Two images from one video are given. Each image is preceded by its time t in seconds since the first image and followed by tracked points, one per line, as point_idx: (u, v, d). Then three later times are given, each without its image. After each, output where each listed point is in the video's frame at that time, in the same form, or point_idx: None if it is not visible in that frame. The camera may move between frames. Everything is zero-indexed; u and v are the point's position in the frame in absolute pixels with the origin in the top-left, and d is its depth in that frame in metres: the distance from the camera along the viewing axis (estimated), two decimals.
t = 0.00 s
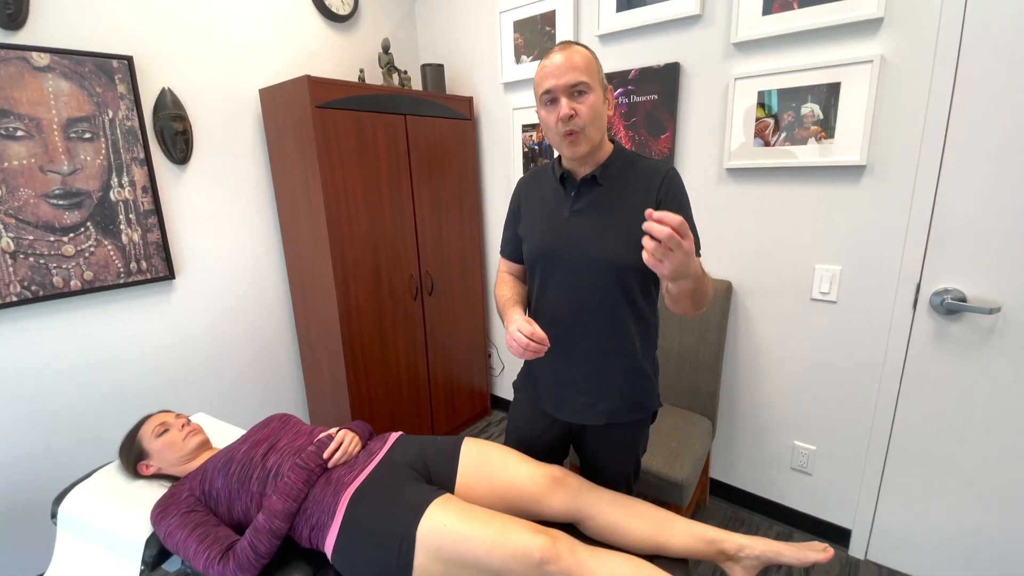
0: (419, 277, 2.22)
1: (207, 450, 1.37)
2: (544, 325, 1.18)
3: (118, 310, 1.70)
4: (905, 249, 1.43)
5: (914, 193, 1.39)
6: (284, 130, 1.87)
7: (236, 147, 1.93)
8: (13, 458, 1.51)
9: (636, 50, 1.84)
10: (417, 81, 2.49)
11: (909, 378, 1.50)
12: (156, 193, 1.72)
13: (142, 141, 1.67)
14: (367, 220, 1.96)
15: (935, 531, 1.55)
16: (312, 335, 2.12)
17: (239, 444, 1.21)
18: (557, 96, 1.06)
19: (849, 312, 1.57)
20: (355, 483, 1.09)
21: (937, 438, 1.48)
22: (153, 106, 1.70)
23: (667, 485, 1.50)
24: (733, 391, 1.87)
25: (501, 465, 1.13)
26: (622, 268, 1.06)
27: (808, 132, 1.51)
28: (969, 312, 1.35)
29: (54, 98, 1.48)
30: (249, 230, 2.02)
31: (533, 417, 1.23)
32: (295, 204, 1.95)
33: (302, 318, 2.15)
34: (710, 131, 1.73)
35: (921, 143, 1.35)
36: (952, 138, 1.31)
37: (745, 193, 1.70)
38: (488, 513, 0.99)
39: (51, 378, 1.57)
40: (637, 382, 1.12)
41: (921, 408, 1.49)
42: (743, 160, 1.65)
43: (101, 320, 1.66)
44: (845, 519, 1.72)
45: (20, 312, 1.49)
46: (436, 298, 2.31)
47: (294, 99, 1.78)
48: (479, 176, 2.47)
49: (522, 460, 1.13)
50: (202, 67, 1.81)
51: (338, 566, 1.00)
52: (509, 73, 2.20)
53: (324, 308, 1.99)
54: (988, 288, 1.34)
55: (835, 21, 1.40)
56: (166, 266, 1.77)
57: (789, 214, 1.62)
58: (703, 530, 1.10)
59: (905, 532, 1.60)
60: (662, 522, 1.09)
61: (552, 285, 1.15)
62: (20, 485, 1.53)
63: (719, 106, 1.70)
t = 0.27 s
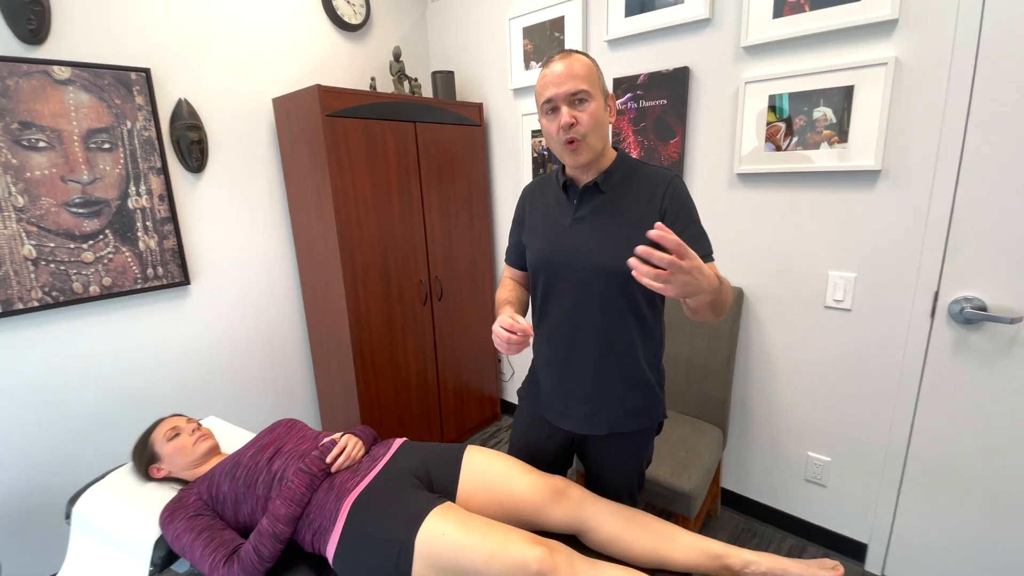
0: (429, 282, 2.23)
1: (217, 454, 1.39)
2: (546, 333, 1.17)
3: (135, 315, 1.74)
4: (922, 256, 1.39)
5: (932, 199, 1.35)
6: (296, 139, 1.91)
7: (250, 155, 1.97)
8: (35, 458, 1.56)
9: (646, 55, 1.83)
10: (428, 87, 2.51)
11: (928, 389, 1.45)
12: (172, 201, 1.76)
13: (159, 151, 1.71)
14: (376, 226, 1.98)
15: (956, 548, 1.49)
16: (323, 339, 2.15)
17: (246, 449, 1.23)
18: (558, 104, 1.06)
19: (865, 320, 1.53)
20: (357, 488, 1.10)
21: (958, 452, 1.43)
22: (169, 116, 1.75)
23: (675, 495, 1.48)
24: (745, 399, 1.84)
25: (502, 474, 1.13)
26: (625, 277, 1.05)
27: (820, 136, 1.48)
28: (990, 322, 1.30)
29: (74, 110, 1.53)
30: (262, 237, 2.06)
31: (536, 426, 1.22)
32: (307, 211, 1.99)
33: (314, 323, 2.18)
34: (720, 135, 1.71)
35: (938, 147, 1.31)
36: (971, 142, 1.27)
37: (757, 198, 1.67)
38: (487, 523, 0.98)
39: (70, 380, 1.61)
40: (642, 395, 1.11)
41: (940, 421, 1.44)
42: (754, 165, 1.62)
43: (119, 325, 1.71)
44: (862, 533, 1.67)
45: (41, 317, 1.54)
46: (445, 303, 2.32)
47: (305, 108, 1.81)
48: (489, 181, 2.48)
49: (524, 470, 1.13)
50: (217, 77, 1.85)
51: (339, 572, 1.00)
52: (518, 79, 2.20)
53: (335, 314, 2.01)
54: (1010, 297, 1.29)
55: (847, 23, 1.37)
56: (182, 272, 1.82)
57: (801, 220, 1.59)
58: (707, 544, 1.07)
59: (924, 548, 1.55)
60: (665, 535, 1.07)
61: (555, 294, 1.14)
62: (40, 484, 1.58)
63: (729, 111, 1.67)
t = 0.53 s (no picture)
0: (442, 285, 2.27)
1: (235, 448, 1.45)
2: (550, 336, 1.19)
3: (163, 313, 1.83)
4: (938, 262, 1.36)
5: (947, 204, 1.32)
6: (315, 145, 1.97)
7: (272, 161, 2.05)
8: (69, 447, 1.66)
9: (657, 60, 1.83)
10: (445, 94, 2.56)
11: (944, 399, 1.41)
12: (197, 205, 1.84)
13: (186, 158, 1.80)
14: (391, 230, 2.03)
15: (975, 563, 1.44)
16: (340, 339, 2.21)
17: (261, 443, 1.28)
18: (566, 113, 1.07)
19: (879, 327, 1.50)
20: (364, 483, 1.13)
21: (976, 464, 1.39)
22: (196, 124, 1.83)
23: (682, 502, 1.47)
24: (757, 406, 1.82)
25: (505, 473, 1.15)
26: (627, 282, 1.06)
27: (833, 140, 1.46)
28: (1008, 330, 1.27)
29: (107, 120, 1.62)
30: (283, 239, 2.13)
31: (540, 428, 1.24)
32: (325, 215, 2.05)
33: (331, 324, 2.25)
34: (732, 139, 1.70)
35: (955, 151, 1.28)
36: (988, 146, 1.24)
37: (769, 203, 1.65)
38: (487, 520, 1.01)
39: (102, 375, 1.71)
40: (644, 399, 1.11)
41: (957, 431, 1.40)
42: (766, 169, 1.61)
43: (147, 323, 1.80)
44: (876, 545, 1.63)
45: (75, 314, 1.64)
46: (459, 305, 2.36)
47: (324, 116, 1.88)
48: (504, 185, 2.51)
49: (526, 470, 1.15)
50: (242, 87, 1.93)
51: (344, 563, 1.04)
52: (532, 84, 2.23)
53: (351, 315, 2.07)
54: None
55: (859, 26, 1.35)
56: (206, 273, 1.90)
57: (814, 225, 1.57)
58: (706, 548, 1.08)
59: (941, 562, 1.50)
60: (664, 538, 1.08)
61: (558, 298, 1.16)
62: (73, 472, 1.68)
63: (740, 115, 1.66)
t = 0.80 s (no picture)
0: (454, 286, 2.31)
1: (251, 439, 1.52)
2: (550, 336, 1.21)
3: (187, 310, 1.92)
4: (951, 266, 1.33)
5: (960, 206, 1.29)
6: (332, 149, 2.04)
7: (291, 165, 2.12)
8: (99, 435, 1.76)
9: (668, 62, 1.83)
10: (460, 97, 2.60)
11: (957, 405, 1.38)
12: (220, 206, 1.93)
13: (209, 162, 1.88)
14: (404, 231, 2.08)
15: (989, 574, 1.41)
16: (355, 337, 2.27)
17: (274, 436, 1.34)
18: (562, 123, 1.09)
19: (890, 332, 1.48)
20: (369, 475, 1.18)
21: (990, 472, 1.35)
22: (219, 129, 1.92)
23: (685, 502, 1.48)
24: (767, 410, 1.80)
25: (505, 469, 1.18)
26: (626, 286, 1.07)
27: (843, 141, 1.45)
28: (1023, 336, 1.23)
29: (136, 126, 1.71)
30: (301, 240, 2.20)
31: (541, 427, 1.26)
32: (341, 216, 2.12)
33: (347, 322, 2.31)
34: (742, 140, 1.69)
35: (968, 152, 1.26)
36: (1002, 147, 1.21)
37: (778, 205, 1.64)
38: (485, 513, 1.04)
39: (129, 367, 1.80)
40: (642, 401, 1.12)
41: (970, 439, 1.37)
42: (775, 171, 1.60)
43: (172, 319, 1.88)
44: (888, 553, 1.60)
45: (106, 310, 1.73)
46: (470, 306, 2.40)
47: (340, 121, 1.94)
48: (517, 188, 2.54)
49: (526, 466, 1.17)
50: (263, 93, 2.01)
51: (348, 551, 1.08)
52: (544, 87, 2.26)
53: (365, 314, 2.13)
54: None
55: (870, 26, 1.34)
56: (228, 272, 1.98)
57: (823, 227, 1.55)
58: (702, 549, 1.10)
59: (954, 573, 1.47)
60: (660, 537, 1.09)
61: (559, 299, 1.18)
62: (103, 459, 1.77)
63: (750, 117, 1.66)
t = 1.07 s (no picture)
0: (465, 286, 2.35)
1: (265, 434, 1.58)
2: (551, 338, 1.23)
3: (207, 309, 1.99)
4: (960, 269, 1.32)
5: (970, 209, 1.28)
6: (345, 154, 2.09)
7: (307, 169, 2.19)
8: (123, 428, 1.84)
9: (675, 65, 1.84)
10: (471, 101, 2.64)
11: (967, 410, 1.36)
12: (238, 209, 2.00)
13: (229, 166, 1.95)
14: (414, 233, 2.12)
15: None
16: (368, 337, 2.33)
17: (286, 431, 1.39)
18: (560, 131, 1.11)
19: (898, 335, 1.46)
20: (376, 469, 1.22)
21: (1000, 478, 1.33)
22: (238, 135, 1.99)
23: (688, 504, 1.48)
24: (775, 413, 1.79)
25: (507, 466, 1.21)
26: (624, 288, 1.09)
27: (850, 143, 1.44)
28: None
29: (159, 132, 1.79)
30: (316, 241, 2.27)
31: (542, 426, 1.28)
32: (354, 218, 2.17)
33: (360, 321, 2.37)
34: (749, 142, 1.69)
35: (977, 154, 1.24)
36: (1012, 149, 1.19)
37: (786, 207, 1.64)
38: (485, 509, 1.07)
39: (152, 364, 1.88)
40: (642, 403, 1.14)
41: (981, 444, 1.35)
42: (783, 173, 1.60)
43: (192, 317, 1.96)
44: (897, 560, 1.58)
45: (130, 308, 1.81)
46: (481, 306, 2.43)
47: (353, 126, 1.99)
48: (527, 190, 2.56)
49: (527, 464, 1.20)
50: (280, 99, 2.08)
51: (354, 542, 1.12)
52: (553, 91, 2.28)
53: (377, 314, 2.19)
54: None
55: (877, 27, 1.33)
56: (246, 272, 2.05)
57: (831, 230, 1.54)
58: (699, 549, 1.11)
59: None
60: (658, 536, 1.11)
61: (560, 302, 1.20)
62: (127, 451, 1.86)
63: (757, 119, 1.65)
